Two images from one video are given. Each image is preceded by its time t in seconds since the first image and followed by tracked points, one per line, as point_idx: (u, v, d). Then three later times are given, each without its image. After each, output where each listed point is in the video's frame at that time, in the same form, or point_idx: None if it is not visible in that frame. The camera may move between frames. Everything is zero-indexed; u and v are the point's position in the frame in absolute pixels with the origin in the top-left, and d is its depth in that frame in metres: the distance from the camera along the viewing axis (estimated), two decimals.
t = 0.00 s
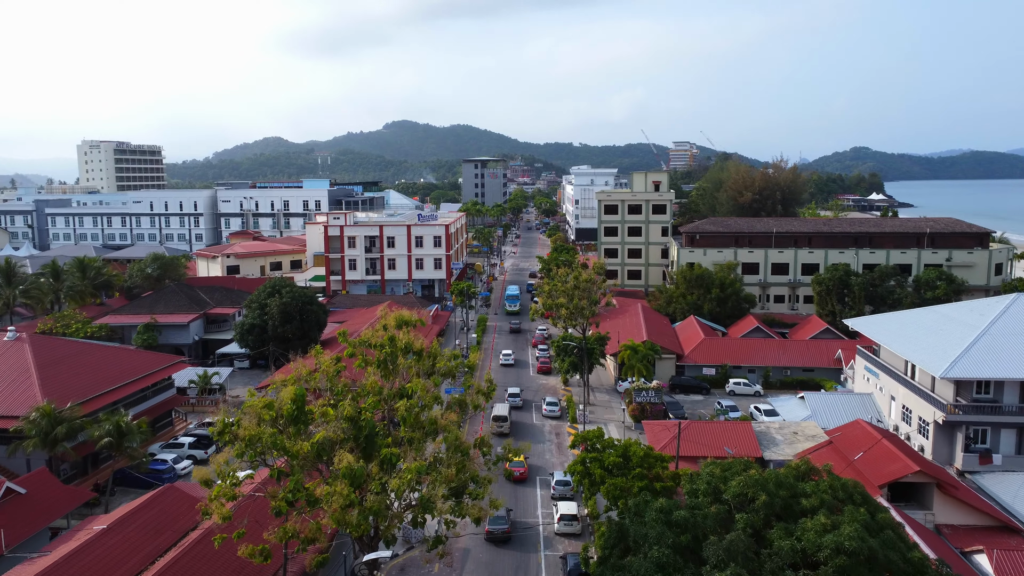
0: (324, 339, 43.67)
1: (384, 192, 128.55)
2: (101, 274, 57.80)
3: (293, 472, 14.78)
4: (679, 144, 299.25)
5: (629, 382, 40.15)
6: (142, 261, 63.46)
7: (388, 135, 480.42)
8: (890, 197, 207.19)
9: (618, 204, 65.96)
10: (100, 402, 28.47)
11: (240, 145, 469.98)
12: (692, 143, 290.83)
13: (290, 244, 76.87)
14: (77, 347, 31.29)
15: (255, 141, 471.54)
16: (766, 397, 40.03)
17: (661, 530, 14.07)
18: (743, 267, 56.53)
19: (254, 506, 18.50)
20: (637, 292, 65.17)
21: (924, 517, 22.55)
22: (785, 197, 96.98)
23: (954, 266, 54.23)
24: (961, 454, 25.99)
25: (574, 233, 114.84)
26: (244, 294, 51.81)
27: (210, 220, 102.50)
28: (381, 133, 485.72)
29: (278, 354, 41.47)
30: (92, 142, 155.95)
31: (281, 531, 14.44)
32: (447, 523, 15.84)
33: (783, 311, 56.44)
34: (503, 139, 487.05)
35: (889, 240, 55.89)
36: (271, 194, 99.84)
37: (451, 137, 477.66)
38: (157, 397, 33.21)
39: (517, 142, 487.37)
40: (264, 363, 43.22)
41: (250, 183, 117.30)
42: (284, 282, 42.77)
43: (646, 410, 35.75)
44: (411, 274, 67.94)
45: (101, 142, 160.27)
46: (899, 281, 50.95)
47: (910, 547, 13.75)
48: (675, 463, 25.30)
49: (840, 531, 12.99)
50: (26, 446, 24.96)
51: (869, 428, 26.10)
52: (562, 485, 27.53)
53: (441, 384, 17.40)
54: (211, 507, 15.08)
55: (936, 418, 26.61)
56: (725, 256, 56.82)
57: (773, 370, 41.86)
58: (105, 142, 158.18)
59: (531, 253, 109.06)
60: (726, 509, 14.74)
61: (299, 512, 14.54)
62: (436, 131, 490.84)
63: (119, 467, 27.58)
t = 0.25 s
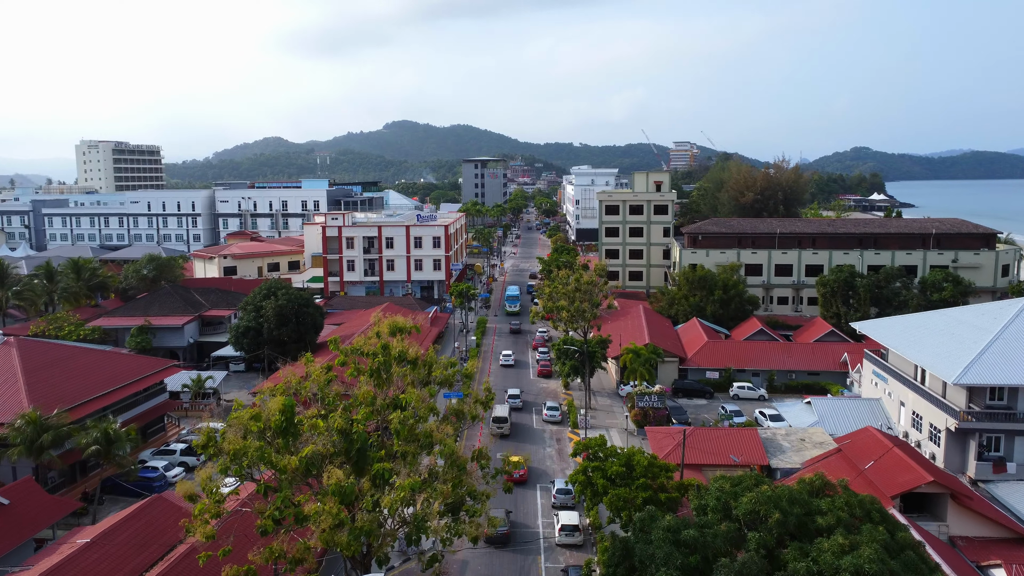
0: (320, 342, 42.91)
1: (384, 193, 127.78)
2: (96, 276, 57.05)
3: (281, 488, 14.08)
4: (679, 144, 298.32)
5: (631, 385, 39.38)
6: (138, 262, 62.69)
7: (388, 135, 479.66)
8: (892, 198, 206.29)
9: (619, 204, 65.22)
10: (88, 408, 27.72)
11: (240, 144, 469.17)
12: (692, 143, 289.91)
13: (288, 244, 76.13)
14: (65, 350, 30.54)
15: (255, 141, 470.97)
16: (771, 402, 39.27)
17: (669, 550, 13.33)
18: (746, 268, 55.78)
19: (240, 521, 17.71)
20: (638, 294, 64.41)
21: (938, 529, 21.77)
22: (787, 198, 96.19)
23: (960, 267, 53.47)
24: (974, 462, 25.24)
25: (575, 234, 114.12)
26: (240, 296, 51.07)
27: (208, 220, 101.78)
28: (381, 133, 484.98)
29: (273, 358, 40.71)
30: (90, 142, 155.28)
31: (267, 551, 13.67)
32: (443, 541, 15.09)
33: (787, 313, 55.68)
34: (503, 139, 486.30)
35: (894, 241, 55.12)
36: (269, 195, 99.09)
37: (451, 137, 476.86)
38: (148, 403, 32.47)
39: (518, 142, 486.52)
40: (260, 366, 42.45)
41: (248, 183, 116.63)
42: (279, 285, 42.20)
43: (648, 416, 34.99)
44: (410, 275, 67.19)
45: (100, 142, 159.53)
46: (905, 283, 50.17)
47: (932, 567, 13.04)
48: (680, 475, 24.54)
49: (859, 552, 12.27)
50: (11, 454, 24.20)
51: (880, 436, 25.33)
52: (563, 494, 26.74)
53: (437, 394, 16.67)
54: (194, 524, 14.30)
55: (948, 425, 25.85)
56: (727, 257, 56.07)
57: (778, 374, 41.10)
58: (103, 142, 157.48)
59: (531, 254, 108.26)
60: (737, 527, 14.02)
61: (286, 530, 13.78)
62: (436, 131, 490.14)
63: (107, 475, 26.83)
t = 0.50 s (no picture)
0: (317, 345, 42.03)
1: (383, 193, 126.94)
2: (90, 277, 56.19)
3: (265, 509, 13.25)
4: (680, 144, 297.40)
5: (634, 390, 38.53)
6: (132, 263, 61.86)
7: (388, 135, 478.78)
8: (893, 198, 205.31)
9: (621, 205, 64.37)
10: (73, 416, 26.80)
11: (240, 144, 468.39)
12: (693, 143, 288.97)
13: (286, 245, 75.30)
14: (52, 355, 29.69)
15: (255, 141, 470.32)
16: (776, 407, 38.42)
17: None
18: (749, 270, 54.92)
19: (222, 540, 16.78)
20: (640, 296, 63.56)
21: (955, 543, 20.91)
22: (789, 198, 95.33)
23: (967, 269, 52.59)
24: (990, 472, 24.38)
25: (575, 234, 113.28)
26: (235, 298, 50.20)
27: (205, 220, 100.93)
28: (381, 133, 484.15)
29: (268, 361, 39.87)
30: (88, 142, 154.54)
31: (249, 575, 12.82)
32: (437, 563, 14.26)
33: (791, 315, 54.81)
34: (503, 139, 485.52)
35: (900, 242, 54.25)
36: (267, 195, 98.25)
37: (452, 138, 476.04)
38: (136, 410, 31.60)
39: (518, 142, 485.58)
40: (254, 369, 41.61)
41: (246, 183, 115.80)
42: (275, 287, 41.45)
43: (651, 421, 34.15)
44: (408, 276, 66.33)
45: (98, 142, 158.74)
46: (912, 285, 49.29)
47: None
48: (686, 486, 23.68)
49: None
50: None
51: (892, 444, 24.47)
52: (565, 504, 25.91)
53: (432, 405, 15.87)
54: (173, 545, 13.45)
55: (962, 433, 24.99)
56: (731, 258, 55.20)
57: (783, 378, 40.24)
58: (101, 142, 156.63)
59: (531, 254, 107.42)
60: (752, 551, 13.22)
61: (269, 553, 12.93)
62: (436, 131, 489.29)
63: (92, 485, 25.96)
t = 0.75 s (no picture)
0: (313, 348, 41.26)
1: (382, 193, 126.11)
2: (84, 279, 55.42)
3: (249, 529, 12.49)
4: (680, 144, 296.44)
5: (636, 394, 37.77)
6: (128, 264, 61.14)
7: (388, 135, 478.11)
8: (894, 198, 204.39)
9: (622, 205, 63.60)
10: (60, 424, 25.99)
11: (240, 145, 468.67)
12: (693, 143, 288.08)
13: (284, 246, 74.59)
14: (40, 360, 28.96)
15: (256, 141, 470.78)
16: (781, 412, 37.66)
17: None
18: (753, 271, 54.18)
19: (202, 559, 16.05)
20: (641, 297, 62.83)
21: (971, 556, 20.15)
22: (791, 198, 94.53)
23: (974, 270, 51.81)
24: (1005, 482, 23.65)
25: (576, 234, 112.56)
26: (231, 299, 49.43)
27: (203, 221, 100.18)
28: (382, 134, 483.50)
29: (263, 364, 39.14)
30: (86, 141, 153.87)
31: None
32: None
33: (795, 317, 54.05)
34: (503, 139, 484.98)
35: (905, 243, 53.46)
36: (265, 195, 97.48)
37: (451, 138, 475.24)
38: (127, 416, 30.87)
39: (518, 142, 484.89)
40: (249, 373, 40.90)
41: (245, 183, 115.11)
42: (270, 289, 40.66)
43: (654, 427, 33.38)
44: (407, 277, 65.57)
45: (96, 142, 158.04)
46: (918, 287, 48.52)
47: None
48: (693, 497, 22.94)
49: None
50: None
51: (903, 452, 23.72)
52: (566, 514, 25.23)
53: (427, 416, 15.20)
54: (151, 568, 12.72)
55: (976, 442, 24.24)
56: (734, 260, 54.44)
57: (788, 382, 39.46)
58: (100, 142, 155.98)
59: (531, 255, 106.61)
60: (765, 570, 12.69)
61: None
62: (437, 131, 488.64)
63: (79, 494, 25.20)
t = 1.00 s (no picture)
0: (309, 352, 40.42)
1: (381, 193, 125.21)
2: (78, 280, 54.58)
3: (229, 554, 11.70)
4: (681, 144, 295.48)
5: (638, 399, 36.95)
6: (123, 266, 60.30)
7: (388, 135, 477.41)
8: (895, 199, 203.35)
9: (623, 205, 62.72)
10: (44, 433, 25.11)
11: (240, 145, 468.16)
12: (694, 143, 287.11)
13: (281, 247, 73.80)
14: (26, 365, 28.22)
15: (256, 141, 470.19)
16: (788, 417, 36.80)
17: None
18: (756, 272, 53.34)
19: None
20: (643, 299, 61.99)
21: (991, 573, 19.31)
22: (793, 198, 93.61)
23: (982, 271, 50.95)
24: None
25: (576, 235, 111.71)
26: (226, 301, 48.58)
27: (201, 221, 99.35)
28: (382, 134, 482.91)
29: (257, 369, 38.32)
30: (84, 141, 153.16)
31: None
32: None
33: (799, 320, 53.22)
34: (503, 139, 484.17)
35: (911, 244, 52.58)
36: (263, 195, 96.63)
37: (451, 138, 474.44)
38: (116, 423, 30.09)
39: (518, 142, 484.02)
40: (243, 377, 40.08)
41: (242, 183, 114.24)
42: (265, 291, 39.82)
43: (658, 433, 32.55)
44: (406, 279, 64.72)
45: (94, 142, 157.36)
46: (925, 289, 47.66)
47: None
48: (699, 510, 22.14)
49: None
50: None
51: (917, 462, 22.88)
52: (567, 525, 24.37)
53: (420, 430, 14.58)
54: None
55: (993, 451, 23.40)
56: (737, 261, 53.60)
57: (795, 387, 38.61)
58: (98, 142, 155.18)
59: (532, 256, 105.73)
60: None
61: None
62: (437, 131, 487.79)
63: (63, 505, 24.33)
